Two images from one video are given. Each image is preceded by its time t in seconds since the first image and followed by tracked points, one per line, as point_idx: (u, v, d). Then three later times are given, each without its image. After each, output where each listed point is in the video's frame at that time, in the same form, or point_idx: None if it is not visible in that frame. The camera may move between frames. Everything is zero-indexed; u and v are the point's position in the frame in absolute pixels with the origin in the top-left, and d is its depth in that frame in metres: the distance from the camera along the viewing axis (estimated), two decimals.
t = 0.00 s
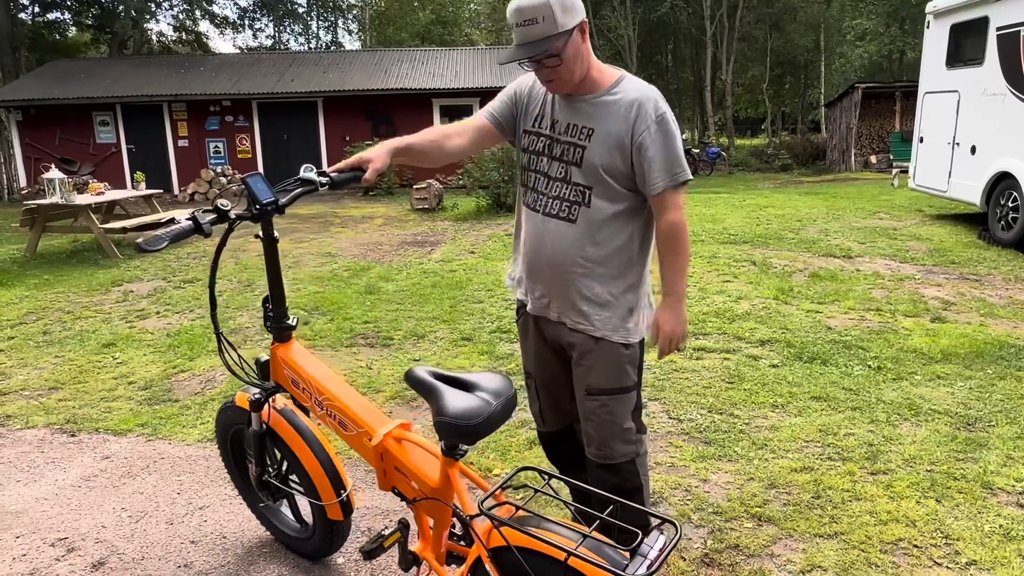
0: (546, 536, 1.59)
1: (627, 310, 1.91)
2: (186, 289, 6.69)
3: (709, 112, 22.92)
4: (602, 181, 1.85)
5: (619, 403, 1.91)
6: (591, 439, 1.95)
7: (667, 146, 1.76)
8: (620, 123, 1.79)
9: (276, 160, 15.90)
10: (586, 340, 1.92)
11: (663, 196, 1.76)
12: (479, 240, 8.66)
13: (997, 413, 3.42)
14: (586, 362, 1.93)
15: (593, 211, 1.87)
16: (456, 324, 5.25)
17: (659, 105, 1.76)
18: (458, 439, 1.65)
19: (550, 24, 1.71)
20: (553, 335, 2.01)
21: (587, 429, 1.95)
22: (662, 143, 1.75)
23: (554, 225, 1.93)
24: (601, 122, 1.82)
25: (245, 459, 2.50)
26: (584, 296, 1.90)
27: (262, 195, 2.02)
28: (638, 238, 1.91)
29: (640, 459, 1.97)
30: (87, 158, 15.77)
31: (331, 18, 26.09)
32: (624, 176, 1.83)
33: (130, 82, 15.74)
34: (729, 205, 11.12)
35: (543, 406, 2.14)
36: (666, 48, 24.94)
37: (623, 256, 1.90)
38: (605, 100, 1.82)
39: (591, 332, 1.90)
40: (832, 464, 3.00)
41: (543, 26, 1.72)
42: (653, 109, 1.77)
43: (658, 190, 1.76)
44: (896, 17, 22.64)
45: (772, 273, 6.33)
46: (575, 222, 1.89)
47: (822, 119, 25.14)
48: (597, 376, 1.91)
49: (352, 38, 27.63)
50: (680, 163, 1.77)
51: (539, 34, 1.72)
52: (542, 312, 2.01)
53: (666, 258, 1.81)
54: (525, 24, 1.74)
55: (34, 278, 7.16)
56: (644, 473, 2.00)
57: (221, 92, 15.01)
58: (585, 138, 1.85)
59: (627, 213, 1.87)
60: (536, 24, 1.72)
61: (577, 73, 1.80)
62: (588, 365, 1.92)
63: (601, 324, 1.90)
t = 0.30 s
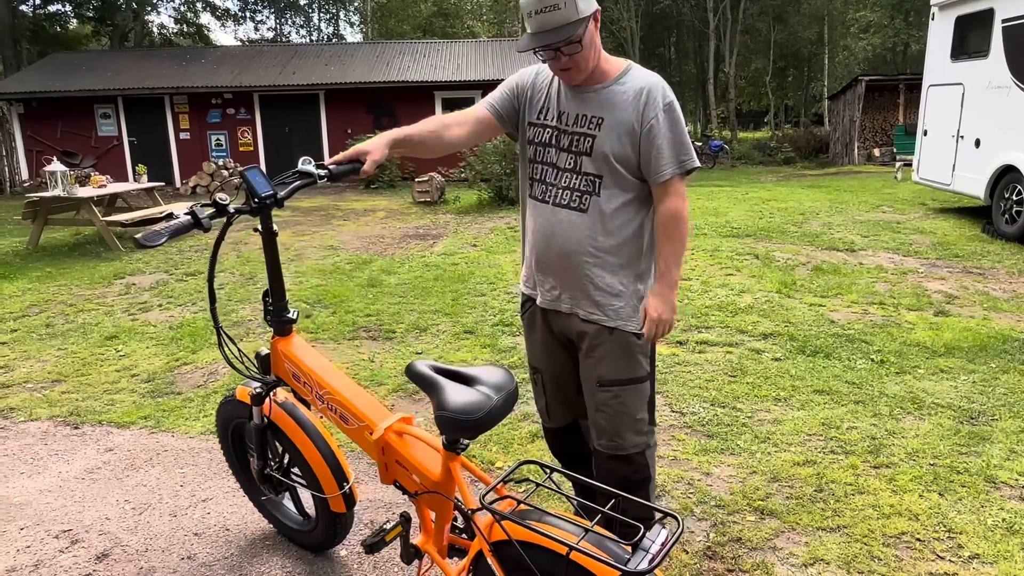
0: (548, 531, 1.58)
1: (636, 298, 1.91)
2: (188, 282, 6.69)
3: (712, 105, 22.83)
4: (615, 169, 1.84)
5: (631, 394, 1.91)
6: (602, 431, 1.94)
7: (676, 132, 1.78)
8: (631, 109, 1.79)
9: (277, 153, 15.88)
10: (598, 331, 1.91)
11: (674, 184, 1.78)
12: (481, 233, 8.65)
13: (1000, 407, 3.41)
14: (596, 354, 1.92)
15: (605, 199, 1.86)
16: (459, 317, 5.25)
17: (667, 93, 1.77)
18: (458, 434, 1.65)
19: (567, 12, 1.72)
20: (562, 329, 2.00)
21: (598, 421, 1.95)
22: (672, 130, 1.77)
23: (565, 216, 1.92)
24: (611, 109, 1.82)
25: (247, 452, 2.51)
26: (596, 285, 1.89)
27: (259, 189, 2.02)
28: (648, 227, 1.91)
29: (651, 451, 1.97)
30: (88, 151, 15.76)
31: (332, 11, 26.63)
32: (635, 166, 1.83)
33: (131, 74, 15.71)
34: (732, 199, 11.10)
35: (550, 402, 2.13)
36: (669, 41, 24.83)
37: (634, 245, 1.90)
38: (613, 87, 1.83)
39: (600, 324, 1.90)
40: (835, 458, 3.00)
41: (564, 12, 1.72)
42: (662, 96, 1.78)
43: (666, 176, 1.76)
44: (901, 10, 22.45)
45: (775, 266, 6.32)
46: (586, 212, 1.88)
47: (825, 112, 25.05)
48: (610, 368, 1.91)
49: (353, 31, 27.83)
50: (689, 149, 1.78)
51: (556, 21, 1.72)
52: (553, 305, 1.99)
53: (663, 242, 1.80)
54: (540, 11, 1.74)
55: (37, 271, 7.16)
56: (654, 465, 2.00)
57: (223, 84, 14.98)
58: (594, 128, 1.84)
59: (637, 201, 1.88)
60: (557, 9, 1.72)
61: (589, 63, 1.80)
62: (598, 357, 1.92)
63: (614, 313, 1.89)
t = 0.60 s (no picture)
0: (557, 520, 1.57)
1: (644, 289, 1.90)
2: (191, 275, 6.69)
3: (715, 98, 22.75)
4: (622, 160, 1.83)
5: (636, 387, 1.89)
6: (605, 424, 1.93)
7: (682, 123, 1.77)
8: (636, 100, 1.78)
9: (279, 146, 15.86)
10: (604, 323, 1.90)
11: (680, 176, 1.78)
12: (483, 227, 8.64)
13: (1003, 401, 3.41)
14: (600, 347, 1.91)
15: (613, 191, 1.86)
16: (461, 311, 5.24)
17: (672, 85, 1.76)
18: (468, 420, 1.64)
19: None
20: (567, 323, 2.00)
21: (602, 413, 1.93)
22: (677, 120, 1.76)
23: (572, 209, 1.91)
24: (617, 100, 1.80)
25: (253, 443, 2.51)
26: (604, 277, 1.89)
27: (273, 179, 2.03)
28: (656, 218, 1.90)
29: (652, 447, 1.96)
30: (90, 145, 15.76)
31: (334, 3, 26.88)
32: (642, 157, 1.82)
33: (132, 68, 15.69)
34: (735, 192, 11.07)
35: (554, 396, 2.13)
36: (671, 33, 24.73)
37: (642, 236, 1.89)
38: (616, 79, 1.82)
39: (606, 316, 1.89)
40: (837, 452, 2.99)
41: None
42: (666, 87, 1.77)
43: (672, 168, 1.76)
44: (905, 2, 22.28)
45: (778, 260, 6.30)
46: (594, 204, 1.87)
47: (828, 105, 24.96)
48: (614, 360, 1.89)
49: (355, 23, 27.91)
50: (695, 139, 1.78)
51: (564, 7, 1.71)
52: (561, 298, 1.98)
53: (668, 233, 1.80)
54: None
55: (40, 265, 7.16)
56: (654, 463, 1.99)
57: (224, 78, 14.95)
58: (600, 120, 1.83)
59: (645, 193, 1.86)
60: None
61: (595, 53, 1.79)
62: (604, 350, 1.91)
63: (622, 305, 1.88)
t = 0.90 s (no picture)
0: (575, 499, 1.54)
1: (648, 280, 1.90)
2: (192, 270, 6.69)
3: (717, 92, 22.68)
4: (624, 152, 1.81)
5: (637, 383, 1.90)
6: (604, 420, 1.93)
7: (683, 109, 1.77)
8: (637, 88, 1.77)
9: (280, 141, 15.84)
10: (608, 317, 1.90)
11: (685, 165, 1.78)
12: (484, 222, 8.63)
13: (1006, 395, 3.39)
14: (602, 342, 1.91)
15: (615, 183, 1.84)
16: (462, 306, 5.24)
17: (673, 72, 1.75)
18: (491, 399, 1.61)
19: None
20: (571, 319, 1.99)
21: (602, 409, 1.93)
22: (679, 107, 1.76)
23: (575, 203, 1.89)
24: (618, 90, 1.79)
25: (261, 432, 2.50)
26: (609, 271, 1.88)
27: (307, 164, 2.03)
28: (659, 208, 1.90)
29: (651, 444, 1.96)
30: (91, 140, 15.75)
31: None
32: (645, 147, 1.81)
33: (133, 63, 15.67)
34: (737, 186, 11.04)
35: (562, 394, 2.13)
36: (673, 27, 24.66)
37: (646, 227, 1.88)
38: (617, 66, 1.80)
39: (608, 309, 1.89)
40: (839, 446, 2.98)
41: None
42: (667, 73, 1.77)
43: (677, 157, 1.76)
44: None
45: (780, 254, 6.28)
46: (595, 197, 1.86)
47: (830, 99, 24.88)
48: (615, 355, 1.89)
49: (356, 18, 27.86)
50: (697, 125, 1.78)
51: None
52: (567, 294, 1.96)
53: (673, 209, 1.75)
54: None
55: (41, 260, 7.17)
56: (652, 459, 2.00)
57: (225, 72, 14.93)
58: (601, 110, 1.81)
59: (648, 183, 1.86)
60: None
61: (597, 42, 1.76)
62: (605, 345, 1.90)
63: (626, 299, 1.88)
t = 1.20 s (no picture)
0: (587, 482, 1.53)
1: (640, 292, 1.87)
2: (193, 266, 6.69)
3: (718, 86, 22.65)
4: (614, 155, 1.80)
5: (626, 401, 1.87)
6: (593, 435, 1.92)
7: (684, 118, 1.72)
8: (636, 91, 1.75)
9: (280, 136, 15.82)
10: (591, 330, 1.90)
11: (679, 174, 1.72)
12: (485, 217, 8.62)
13: (1007, 390, 3.39)
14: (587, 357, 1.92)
15: (605, 187, 1.83)
16: (463, 301, 5.24)
17: (676, 75, 1.72)
18: (507, 382, 1.60)
19: None
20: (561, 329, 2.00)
21: (592, 425, 1.92)
22: (677, 116, 1.72)
23: (562, 205, 1.90)
24: (618, 89, 1.77)
25: (268, 423, 2.50)
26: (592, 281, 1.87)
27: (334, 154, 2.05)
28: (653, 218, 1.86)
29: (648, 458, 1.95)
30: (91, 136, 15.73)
31: None
32: (639, 153, 1.79)
33: (133, 58, 15.64)
34: (738, 181, 11.03)
35: (555, 399, 2.13)
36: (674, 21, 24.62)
37: (638, 235, 1.86)
38: (621, 65, 1.78)
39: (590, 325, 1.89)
40: (840, 441, 2.98)
41: None
42: (669, 78, 1.72)
43: (672, 165, 1.72)
44: None
45: (781, 249, 6.28)
46: (584, 200, 1.86)
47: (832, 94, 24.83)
48: (603, 371, 1.88)
49: (356, 12, 27.81)
50: (699, 135, 1.73)
51: None
52: (552, 300, 1.99)
53: (667, 227, 1.71)
54: None
55: (42, 256, 7.17)
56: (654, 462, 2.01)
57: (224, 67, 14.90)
58: (597, 110, 1.81)
59: (642, 190, 1.83)
60: None
61: (605, 36, 1.75)
62: (595, 359, 1.89)
63: (609, 311, 1.86)
